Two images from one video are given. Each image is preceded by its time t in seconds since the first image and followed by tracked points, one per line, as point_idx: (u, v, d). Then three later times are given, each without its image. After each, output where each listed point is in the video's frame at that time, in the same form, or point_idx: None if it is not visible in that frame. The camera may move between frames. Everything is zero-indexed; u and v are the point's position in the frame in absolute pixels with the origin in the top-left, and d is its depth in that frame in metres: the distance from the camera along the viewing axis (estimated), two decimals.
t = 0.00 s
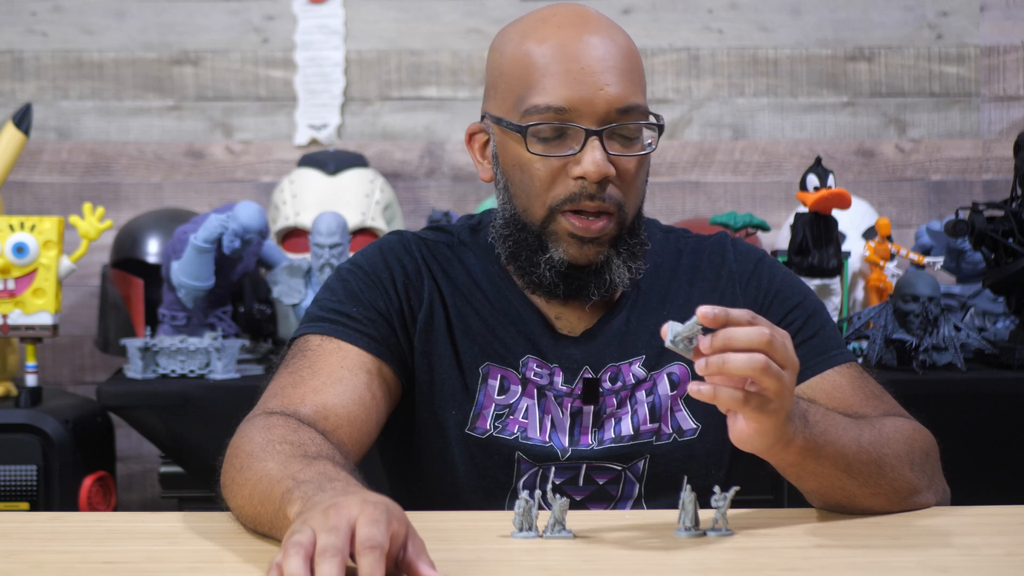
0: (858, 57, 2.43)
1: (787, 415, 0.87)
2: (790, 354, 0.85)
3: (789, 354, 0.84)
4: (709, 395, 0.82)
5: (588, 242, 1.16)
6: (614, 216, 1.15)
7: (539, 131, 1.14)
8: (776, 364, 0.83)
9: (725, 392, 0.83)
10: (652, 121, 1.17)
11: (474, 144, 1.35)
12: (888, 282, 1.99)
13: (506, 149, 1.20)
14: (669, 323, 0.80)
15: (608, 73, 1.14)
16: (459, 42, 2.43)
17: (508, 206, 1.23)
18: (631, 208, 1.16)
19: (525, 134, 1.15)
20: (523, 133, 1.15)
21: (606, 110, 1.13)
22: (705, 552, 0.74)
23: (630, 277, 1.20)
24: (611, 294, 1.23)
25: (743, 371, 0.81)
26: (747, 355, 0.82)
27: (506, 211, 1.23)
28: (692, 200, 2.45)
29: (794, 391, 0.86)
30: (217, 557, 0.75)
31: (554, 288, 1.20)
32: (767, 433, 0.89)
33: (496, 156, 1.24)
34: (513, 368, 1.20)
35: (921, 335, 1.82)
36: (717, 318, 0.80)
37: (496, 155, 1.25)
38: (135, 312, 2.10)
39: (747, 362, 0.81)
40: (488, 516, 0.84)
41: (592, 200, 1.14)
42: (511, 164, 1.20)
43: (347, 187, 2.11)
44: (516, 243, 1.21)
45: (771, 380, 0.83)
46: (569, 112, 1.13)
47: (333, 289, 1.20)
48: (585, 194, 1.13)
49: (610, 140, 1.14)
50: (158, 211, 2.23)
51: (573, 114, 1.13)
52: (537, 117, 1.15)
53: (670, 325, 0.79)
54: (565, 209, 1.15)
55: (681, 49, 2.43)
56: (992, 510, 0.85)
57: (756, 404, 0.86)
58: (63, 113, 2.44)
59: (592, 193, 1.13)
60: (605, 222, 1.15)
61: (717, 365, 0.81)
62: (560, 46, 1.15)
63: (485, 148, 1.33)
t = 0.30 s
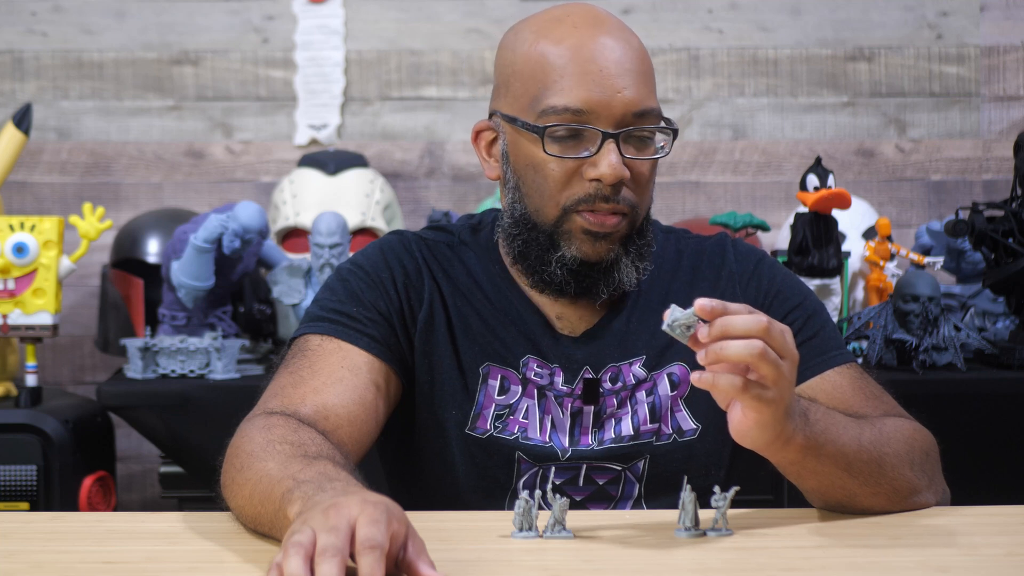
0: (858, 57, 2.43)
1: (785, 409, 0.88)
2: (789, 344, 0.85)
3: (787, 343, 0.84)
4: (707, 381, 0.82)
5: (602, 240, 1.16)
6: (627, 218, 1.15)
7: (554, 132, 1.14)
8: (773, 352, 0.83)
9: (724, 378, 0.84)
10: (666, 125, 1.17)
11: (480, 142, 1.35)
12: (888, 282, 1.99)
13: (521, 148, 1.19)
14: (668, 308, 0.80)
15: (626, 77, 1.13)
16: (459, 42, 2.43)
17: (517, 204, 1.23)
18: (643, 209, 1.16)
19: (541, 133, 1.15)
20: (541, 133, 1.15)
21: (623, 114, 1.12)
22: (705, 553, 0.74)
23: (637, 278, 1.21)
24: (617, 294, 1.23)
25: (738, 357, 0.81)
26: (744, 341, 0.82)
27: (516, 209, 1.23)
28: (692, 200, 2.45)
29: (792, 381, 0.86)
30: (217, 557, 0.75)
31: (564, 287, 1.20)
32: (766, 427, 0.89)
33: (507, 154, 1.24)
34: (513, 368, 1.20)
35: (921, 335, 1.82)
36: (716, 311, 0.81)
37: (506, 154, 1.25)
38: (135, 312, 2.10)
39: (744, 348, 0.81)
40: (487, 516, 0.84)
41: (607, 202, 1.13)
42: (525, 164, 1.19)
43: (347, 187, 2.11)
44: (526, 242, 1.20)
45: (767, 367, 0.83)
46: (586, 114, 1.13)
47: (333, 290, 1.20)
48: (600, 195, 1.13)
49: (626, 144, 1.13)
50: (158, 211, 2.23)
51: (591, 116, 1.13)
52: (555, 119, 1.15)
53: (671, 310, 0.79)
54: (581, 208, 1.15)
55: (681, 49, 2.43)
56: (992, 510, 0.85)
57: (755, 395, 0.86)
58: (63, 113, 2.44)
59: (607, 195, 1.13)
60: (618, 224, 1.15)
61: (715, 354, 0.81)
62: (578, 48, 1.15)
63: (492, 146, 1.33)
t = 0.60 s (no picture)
0: (858, 57, 2.43)
1: (783, 407, 0.87)
2: (787, 343, 0.85)
3: (785, 342, 0.85)
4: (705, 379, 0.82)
5: (601, 243, 1.16)
6: (629, 219, 1.15)
7: (556, 131, 1.14)
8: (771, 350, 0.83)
9: (722, 376, 0.83)
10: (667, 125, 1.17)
11: (482, 142, 1.35)
12: (888, 282, 1.99)
13: (523, 148, 1.19)
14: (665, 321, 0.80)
15: (627, 75, 1.13)
16: (459, 42, 2.43)
17: (518, 205, 1.23)
18: (645, 211, 1.16)
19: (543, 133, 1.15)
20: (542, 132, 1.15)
21: (625, 113, 1.12)
22: (705, 553, 0.74)
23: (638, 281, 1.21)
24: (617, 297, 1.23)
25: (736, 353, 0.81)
26: (742, 337, 0.82)
27: (516, 211, 1.23)
28: (692, 200, 2.45)
29: (790, 380, 0.86)
30: (217, 557, 0.75)
31: (564, 289, 1.20)
32: (764, 425, 0.89)
33: (508, 154, 1.24)
34: (513, 367, 1.20)
35: (921, 335, 1.82)
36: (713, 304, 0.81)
37: (507, 155, 1.25)
38: (135, 312, 2.10)
39: (742, 344, 0.81)
40: (488, 516, 0.84)
41: (608, 202, 1.14)
42: (526, 164, 1.19)
43: (347, 187, 2.11)
44: (526, 243, 1.20)
45: (766, 363, 0.83)
46: (588, 114, 1.13)
47: (333, 289, 1.20)
48: (601, 195, 1.13)
49: (628, 143, 1.13)
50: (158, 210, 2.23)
51: (593, 115, 1.13)
52: (557, 116, 1.15)
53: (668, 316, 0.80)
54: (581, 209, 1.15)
55: (681, 49, 2.43)
56: (992, 510, 0.85)
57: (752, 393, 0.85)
58: (63, 113, 2.44)
59: (608, 195, 1.13)
60: (619, 224, 1.15)
61: (712, 350, 0.81)
62: (579, 47, 1.15)
63: (493, 146, 1.33)
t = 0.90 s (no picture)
0: (858, 57, 2.43)
1: (782, 407, 0.87)
2: (784, 345, 0.85)
3: (782, 344, 0.84)
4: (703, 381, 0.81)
5: (598, 240, 1.16)
6: (627, 217, 1.14)
7: (554, 128, 1.14)
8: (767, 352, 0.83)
9: (719, 379, 0.83)
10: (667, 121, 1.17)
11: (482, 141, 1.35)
12: (888, 282, 1.99)
13: (521, 146, 1.19)
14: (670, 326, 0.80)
15: (625, 73, 1.13)
16: (459, 42, 2.43)
17: (516, 204, 1.23)
18: (643, 209, 1.16)
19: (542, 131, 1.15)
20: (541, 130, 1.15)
21: (623, 109, 1.12)
22: (705, 552, 0.74)
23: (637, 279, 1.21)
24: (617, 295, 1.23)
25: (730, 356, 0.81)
26: (736, 341, 0.82)
27: (515, 209, 1.23)
28: (692, 200, 2.45)
29: (788, 381, 0.85)
30: (217, 557, 0.75)
31: (562, 286, 1.20)
32: (762, 426, 0.89)
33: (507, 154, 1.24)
34: (513, 363, 1.20)
35: (921, 335, 1.82)
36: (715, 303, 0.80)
37: (506, 154, 1.25)
38: (135, 312, 2.10)
39: (736, 347, 0.81)
40: (488, 517, 0.84)
41: (606, 199, 1.13)
42: (526, 163, 1.19)
43: (347, 187, 2.11)
44: (525, 241, 1.20)
45: (762, 366, 0.83)
46: (587, 111, 1.13)
47: (332, 287, 1.20)
48: (598, 193, 1.13)
49: (626, 139, 1.13)
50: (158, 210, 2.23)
51: (591, 113, 1.13)
52: (555, 111, 1.15)
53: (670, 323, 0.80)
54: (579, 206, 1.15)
55: (681, 49, 2.43)
56: (992, 510, 0.85)
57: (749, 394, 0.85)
58: (63, 113, 2.44)
59: (605, 192, 1.13)
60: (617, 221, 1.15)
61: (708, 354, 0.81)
62: (578, 44, 1.15)
63: (494, 146, 1.33)
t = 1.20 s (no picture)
0: (858, 57, 2.43)
1: (779, 412, 0.87)
2: (777, 351, 0.85)
3: (773, 351, 0.84)
4: (695, 393, 0.80)
5: (564, 221, 1.18)
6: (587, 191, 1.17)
7: (511, 101, 1.17)
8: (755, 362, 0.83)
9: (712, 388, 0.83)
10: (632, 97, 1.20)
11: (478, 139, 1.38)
12: (888, 282, 1.99)
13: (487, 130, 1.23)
14: (670, 336, 0.80)
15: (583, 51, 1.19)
16: (459, 42, 2.43)
17: (493, 195, 1.26)
18: (607, 187, 1.18)
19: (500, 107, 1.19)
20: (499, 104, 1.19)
21: (579, 78, 1.18)
22: (705, 553, 0.74)
23: (613, 265, 1.22)
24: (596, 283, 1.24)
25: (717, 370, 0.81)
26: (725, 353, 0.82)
27: (492, 200, 1.26)
28: (692, 200, 2.45)
29: (783, 387, 0.85)
30: (217, 557, 0.75)
31: (533, 271, 1.21)
32: (761, 432, 0.89)
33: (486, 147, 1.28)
34: (513, 363, 1.20)
35: (921, 335, 1.82)
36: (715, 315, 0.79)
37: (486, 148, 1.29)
38: (135, 312, 2.10)
39: (723, 360, 0.81)
40: (488, 517, 0.84)
41: (564, 172, 1.16)
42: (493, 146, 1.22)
43: (347, 187, 2.11)
44: (499, 228, 1.23)
45: (750, 377, 0.82)
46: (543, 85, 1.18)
47: (332, 287, 1.20)
48: (555, 165, 1.16)
49: (582, 110, 1.17)
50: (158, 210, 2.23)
51: (547, 86, 1.18)
52: (516, 83, 1.20)
53: (671, 334, 0.80)
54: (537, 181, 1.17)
55: (681, 49, 2.43)
56: (993, 510, 0.85)
57: (740, 402, 0.85)
58: (63, 112, 2.44)
59: (562, 165, 1.16)
60: (578, 197, 1.17)
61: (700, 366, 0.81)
62: (543, 22, 1.21)
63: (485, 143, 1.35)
